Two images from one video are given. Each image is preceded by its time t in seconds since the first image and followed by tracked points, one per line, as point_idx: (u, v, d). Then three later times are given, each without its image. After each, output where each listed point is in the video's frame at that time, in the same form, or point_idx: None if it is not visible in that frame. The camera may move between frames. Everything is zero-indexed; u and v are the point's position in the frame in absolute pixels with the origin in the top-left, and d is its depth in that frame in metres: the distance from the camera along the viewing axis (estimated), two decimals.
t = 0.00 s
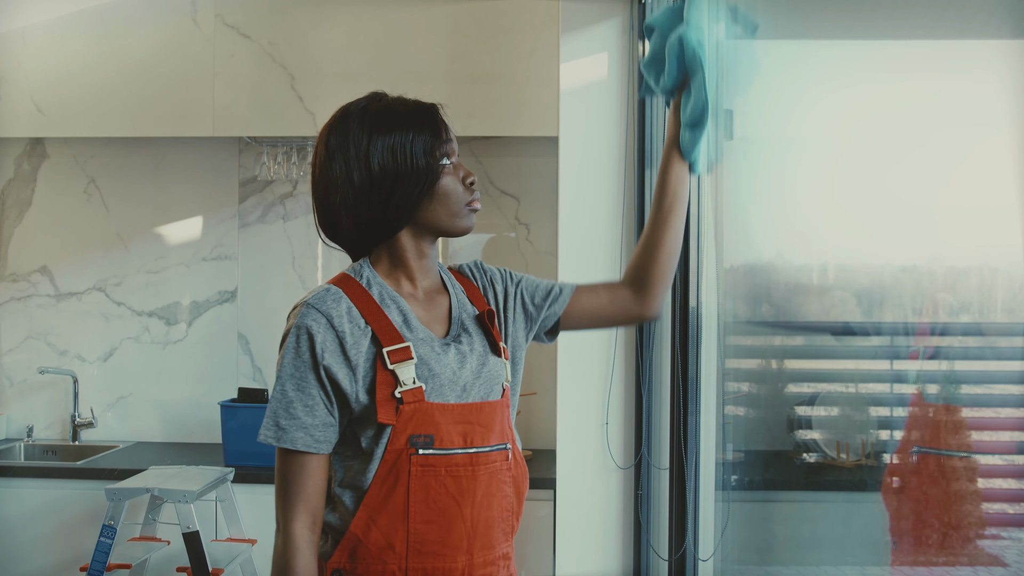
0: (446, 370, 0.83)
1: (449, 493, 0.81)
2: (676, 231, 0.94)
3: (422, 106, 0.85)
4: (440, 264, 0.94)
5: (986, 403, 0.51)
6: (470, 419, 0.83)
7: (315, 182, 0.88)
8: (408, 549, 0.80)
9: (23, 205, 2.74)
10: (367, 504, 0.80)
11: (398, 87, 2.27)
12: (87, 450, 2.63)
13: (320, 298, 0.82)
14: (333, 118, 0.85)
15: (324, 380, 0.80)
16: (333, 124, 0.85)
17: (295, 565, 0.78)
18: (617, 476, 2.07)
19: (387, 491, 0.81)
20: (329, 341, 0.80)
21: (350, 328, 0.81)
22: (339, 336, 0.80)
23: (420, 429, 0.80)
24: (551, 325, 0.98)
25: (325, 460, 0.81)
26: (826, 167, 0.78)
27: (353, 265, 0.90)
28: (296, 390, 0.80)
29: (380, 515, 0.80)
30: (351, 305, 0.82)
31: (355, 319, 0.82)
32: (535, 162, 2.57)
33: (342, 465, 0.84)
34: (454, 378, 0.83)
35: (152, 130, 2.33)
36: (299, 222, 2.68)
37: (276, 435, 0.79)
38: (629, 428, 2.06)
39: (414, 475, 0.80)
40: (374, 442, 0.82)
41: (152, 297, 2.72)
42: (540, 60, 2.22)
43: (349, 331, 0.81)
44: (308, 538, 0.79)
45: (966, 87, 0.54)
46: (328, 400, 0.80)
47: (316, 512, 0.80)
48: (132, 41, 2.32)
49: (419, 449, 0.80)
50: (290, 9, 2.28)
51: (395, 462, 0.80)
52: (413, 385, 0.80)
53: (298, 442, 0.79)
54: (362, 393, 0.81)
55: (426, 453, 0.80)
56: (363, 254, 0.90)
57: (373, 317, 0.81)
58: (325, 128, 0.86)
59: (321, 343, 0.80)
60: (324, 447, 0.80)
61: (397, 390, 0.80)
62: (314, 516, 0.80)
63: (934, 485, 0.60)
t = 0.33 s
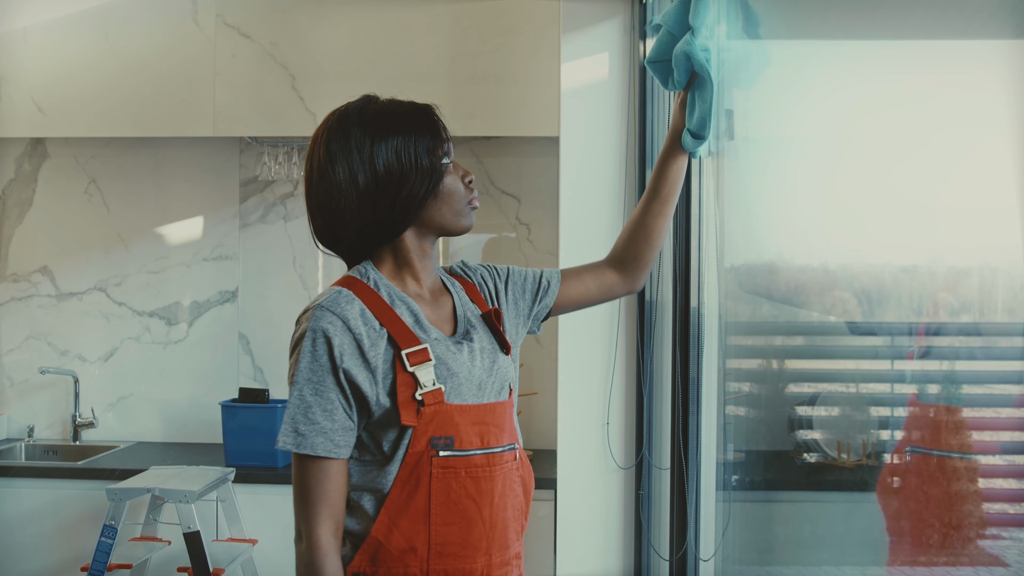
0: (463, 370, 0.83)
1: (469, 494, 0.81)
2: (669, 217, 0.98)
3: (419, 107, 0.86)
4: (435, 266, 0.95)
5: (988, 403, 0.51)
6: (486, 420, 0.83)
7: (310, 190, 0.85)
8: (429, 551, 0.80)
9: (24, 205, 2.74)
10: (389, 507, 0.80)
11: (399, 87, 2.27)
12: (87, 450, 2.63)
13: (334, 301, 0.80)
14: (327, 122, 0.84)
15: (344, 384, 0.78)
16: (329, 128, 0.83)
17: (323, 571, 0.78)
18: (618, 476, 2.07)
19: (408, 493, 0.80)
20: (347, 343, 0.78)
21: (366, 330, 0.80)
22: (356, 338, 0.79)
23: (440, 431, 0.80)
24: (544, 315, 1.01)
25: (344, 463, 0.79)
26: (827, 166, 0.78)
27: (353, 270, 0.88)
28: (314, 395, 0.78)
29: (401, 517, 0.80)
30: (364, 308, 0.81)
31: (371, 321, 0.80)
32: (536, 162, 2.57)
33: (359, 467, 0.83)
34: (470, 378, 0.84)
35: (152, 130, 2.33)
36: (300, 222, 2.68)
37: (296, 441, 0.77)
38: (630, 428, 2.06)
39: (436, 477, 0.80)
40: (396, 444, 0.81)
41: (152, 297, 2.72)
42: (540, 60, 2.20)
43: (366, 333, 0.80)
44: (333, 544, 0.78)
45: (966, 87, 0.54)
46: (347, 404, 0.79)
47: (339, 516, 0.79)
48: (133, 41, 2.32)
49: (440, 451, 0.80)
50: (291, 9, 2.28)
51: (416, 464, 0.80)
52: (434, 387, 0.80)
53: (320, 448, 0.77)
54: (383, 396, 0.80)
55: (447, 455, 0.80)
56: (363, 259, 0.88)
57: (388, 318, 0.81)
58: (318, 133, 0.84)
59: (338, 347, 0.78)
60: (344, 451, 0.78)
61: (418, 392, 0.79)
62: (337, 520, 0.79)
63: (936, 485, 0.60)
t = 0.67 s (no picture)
0: (475, 371, 0.83)
1: (479, 494, 0.82)
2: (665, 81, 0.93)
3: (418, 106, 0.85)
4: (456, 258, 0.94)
5: (989, 403, 0.51)
6: (498, 419, 0.83)
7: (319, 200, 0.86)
8: (438, 549, 0.80)
9: (24, 205, 2.74)
10: (398, 506, 0.80)
11: (400, 87, 2.26)
12: (88, 450, 2.63)
13: (344, 304, 0.80)
14: (329, 131, 0.84)
15: (357, 386, 0.78)
16: (331, 137, 0.83)
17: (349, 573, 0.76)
18: (619, 476, 2.07)
19: (418, 492, 0.81)
20: (358, 346, 0.78)
21: (377, 333, 0.80)
22: (366, 341, 0.79)
23: (451, 431, 0.80)
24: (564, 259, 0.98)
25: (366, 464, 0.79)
26: (829, 167, 0.78)
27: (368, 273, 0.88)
28: (329, 397, 0.78)
29: (411, 516, 0.80)
30: (376, 310, 0.81)
31: (381, 323, 0.80)
32: (537, 162, 2.57)
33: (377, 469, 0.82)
34: (482, 379, 0.83)
35: (153, 130, 2.33)
36: (301, 223, 2.69)
37: (313, 444, 0.77)
38: (630, 427, 2.06)
39: (445, 477, 0.80)
40: (408, 444, 0.81)
41: (153, 297, 2.72)
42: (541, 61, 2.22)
43: (377, 336, 0.80)
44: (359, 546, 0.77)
45: (966, 88, 0.54)
46: (362, 405, 0.79)
47: (362, 516, 0.78)
48: (134, 41, 2.32)
49: (450, 451, 0.80)
50: (291, 9, 2.29)
51: (426, 463, 0.80)
52: (444, 387, 0.80)
53: (338, 449, 0.77)
54: (393, 398, 0.80)
55: (457, 455, 0.81)
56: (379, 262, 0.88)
57: (399, 319, 0.80)
58: (321, 142, 0.85)
59: (350, 349, 0.78)
60: (363, 451, 0.78)
61: (429, 394, 0.79)
62: (361, 521, 0.78)
63: (936, 485, 0.60)
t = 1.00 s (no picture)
0: (484, 373, 0.82)
1: (491, 495, 0.81)
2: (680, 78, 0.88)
3: (425, 107, 0.85)
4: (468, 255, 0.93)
5: (989, 403, 0.51)
6: (510, 420, 0.82)
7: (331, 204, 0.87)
8: (450, 550, 0.80)
9: (25, 205, 2.74)
10: (410, 507, 0.80)
11: (400, 87, 2.27)
12: (88, 450, 2.63)
13: (355, 307, 0.80)
14: (338, 135, 0.84)
15: (368, 388, 0.78)
16: (340, 142, 0.84)
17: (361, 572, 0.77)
18: (619, 476, 2.07)
19: (430, 493, 0.80)
20: (368, 348, 0.78)
21: (387, 335, 0.80)
22: (377, 343, 0.79)
23: (462, 431, 0.80)
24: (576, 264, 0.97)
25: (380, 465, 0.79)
26: (830, 167, 0.78)
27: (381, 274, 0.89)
28: (341, 399, 0.78)
29: (424, 517, 0.80)
30: (387, 313, 0.81)
31: (392, 325, 0.80)
32: (537, 162, 2.57)
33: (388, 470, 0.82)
34: (492, 380, 0.82)
35: (153, 130, 2.33)
36: (301, 223, 2.69)
37: (326, 446, 0.77)
38: (631, 427, 2.07)
39: (457, 478, 0.80)
40: (419, 446, 0.81)
41: (153, 297, 2.72)
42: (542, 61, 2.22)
43: (388, 338, 0.80)
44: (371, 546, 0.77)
45: (967, 88, 0.54)
46: (374, 407, 0.79)
47: (375, 518, 0.79)
48: (135, 41, 2.32)
49: (461, 452, 0.80)
50: (292, 9, 2.29)
51: (438, 464, 0.80)
52: (456, 389, 0.79)
53: (350, 451, 0.77)
54: (404, 401, 0.80)
55: (469, 456, 0.80)
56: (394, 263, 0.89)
57: (411, 321, 0.80)
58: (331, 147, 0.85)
59: (361, 351, 0.78)
60: (375, 453, 0.78)
61: (439, 396, 0.79)
62: (374, 522, 0.78)
63: (936, 485, 0.60)
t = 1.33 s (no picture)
0: (479, 374, 0.81)
1: (486, 498, 0.80)
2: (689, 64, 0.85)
3: (430, 108, 0.85)
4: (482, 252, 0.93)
5: (990, 403, 0.51)
6: (509, 423, 0.81)
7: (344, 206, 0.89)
8: (443, 553, 0.80)
9: (25, 205, 2.74)
10: (404, 507, 0.81)
11: (401, 87, 2.26)
12: (88, 450, 2.63)
13: (353, 303, 0.81)
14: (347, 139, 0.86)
15: (360, 384, 0.80)
16: (348, 145, 0.86)
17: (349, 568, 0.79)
18: (619, 476, 2.07)
19: (424, 493, 0.81)
20: (361, 344, 0.80)
21: (382, 333, 0.80)
22: (371, 340, 0.80)
23: (456, 433, 0.80)
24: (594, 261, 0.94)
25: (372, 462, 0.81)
26: (832, 167, 0.77)
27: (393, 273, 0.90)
28: (335, 395, 0.80)
29: (417, 518, 0.81)
30: (386, 309, 0.81)
31: (388, 322, 0.81)
32: (537, 162, 2.57)
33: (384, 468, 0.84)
34: (487, 382, 0.81)
35: (153, 130, 2.33)
36: (302, 222, 2.69)
37: (319, 439, 0.80)
38: (632, 427, 2.07)
39: (451, 479, 0.80)
40: (413, 444, 0.81)
41: (154, 297, 2.72)
42: (542, 61, 2.22)
43: (382, 335, 0.80)
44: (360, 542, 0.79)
45: (966, 87, 0.54)
46: (366, 403, 0.80)
47: (367, 515, 0.81)
48: (135, 41, 2.32)
49: (456, 453, 0.80)
50: (292, 9, 2.29)
51: (432, 464, 0.80)
52: (447, 390, 0.79)
53: (340, 445, 0.79)
54: (395, 398, 0.80)
55: (464, 457, 0.80)
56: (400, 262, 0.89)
57: (406, 317, 0.81)
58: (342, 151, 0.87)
59: (354, 347, 0.79)
60: (367, 449, 0.80)
61: (431, 395, 0.79)
62: (365, 518, 0.80)
63: (936, 485, 0.60)
